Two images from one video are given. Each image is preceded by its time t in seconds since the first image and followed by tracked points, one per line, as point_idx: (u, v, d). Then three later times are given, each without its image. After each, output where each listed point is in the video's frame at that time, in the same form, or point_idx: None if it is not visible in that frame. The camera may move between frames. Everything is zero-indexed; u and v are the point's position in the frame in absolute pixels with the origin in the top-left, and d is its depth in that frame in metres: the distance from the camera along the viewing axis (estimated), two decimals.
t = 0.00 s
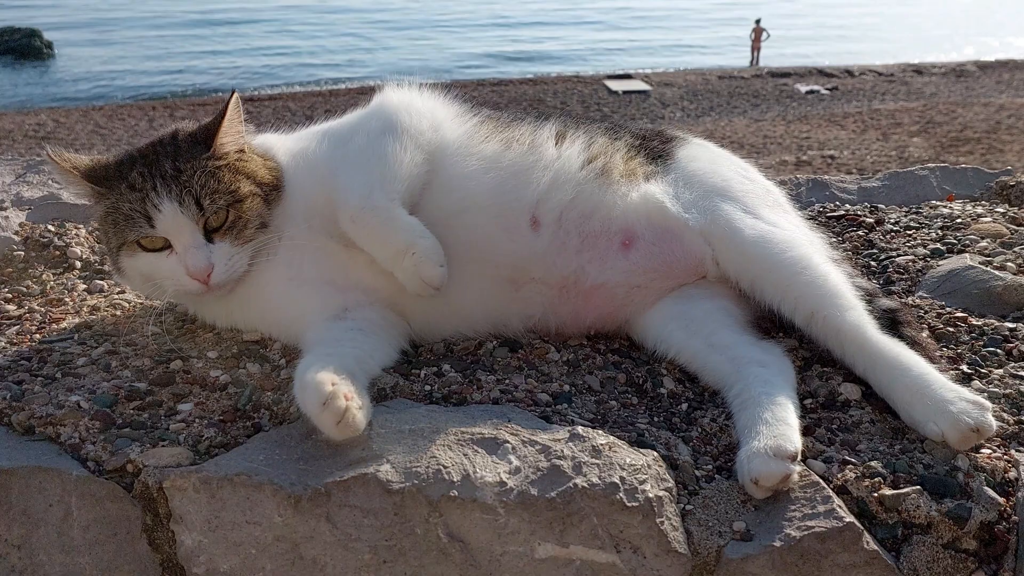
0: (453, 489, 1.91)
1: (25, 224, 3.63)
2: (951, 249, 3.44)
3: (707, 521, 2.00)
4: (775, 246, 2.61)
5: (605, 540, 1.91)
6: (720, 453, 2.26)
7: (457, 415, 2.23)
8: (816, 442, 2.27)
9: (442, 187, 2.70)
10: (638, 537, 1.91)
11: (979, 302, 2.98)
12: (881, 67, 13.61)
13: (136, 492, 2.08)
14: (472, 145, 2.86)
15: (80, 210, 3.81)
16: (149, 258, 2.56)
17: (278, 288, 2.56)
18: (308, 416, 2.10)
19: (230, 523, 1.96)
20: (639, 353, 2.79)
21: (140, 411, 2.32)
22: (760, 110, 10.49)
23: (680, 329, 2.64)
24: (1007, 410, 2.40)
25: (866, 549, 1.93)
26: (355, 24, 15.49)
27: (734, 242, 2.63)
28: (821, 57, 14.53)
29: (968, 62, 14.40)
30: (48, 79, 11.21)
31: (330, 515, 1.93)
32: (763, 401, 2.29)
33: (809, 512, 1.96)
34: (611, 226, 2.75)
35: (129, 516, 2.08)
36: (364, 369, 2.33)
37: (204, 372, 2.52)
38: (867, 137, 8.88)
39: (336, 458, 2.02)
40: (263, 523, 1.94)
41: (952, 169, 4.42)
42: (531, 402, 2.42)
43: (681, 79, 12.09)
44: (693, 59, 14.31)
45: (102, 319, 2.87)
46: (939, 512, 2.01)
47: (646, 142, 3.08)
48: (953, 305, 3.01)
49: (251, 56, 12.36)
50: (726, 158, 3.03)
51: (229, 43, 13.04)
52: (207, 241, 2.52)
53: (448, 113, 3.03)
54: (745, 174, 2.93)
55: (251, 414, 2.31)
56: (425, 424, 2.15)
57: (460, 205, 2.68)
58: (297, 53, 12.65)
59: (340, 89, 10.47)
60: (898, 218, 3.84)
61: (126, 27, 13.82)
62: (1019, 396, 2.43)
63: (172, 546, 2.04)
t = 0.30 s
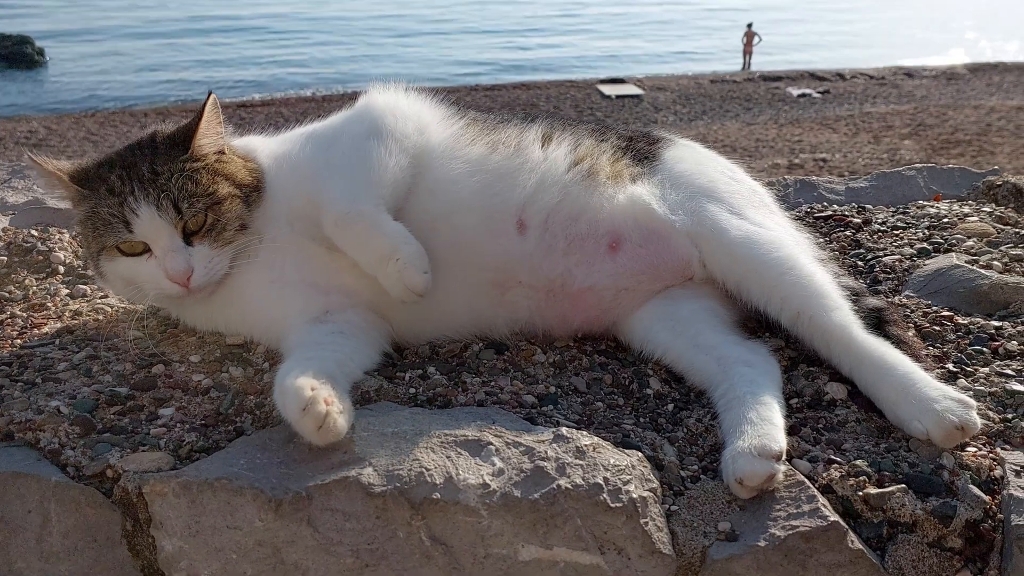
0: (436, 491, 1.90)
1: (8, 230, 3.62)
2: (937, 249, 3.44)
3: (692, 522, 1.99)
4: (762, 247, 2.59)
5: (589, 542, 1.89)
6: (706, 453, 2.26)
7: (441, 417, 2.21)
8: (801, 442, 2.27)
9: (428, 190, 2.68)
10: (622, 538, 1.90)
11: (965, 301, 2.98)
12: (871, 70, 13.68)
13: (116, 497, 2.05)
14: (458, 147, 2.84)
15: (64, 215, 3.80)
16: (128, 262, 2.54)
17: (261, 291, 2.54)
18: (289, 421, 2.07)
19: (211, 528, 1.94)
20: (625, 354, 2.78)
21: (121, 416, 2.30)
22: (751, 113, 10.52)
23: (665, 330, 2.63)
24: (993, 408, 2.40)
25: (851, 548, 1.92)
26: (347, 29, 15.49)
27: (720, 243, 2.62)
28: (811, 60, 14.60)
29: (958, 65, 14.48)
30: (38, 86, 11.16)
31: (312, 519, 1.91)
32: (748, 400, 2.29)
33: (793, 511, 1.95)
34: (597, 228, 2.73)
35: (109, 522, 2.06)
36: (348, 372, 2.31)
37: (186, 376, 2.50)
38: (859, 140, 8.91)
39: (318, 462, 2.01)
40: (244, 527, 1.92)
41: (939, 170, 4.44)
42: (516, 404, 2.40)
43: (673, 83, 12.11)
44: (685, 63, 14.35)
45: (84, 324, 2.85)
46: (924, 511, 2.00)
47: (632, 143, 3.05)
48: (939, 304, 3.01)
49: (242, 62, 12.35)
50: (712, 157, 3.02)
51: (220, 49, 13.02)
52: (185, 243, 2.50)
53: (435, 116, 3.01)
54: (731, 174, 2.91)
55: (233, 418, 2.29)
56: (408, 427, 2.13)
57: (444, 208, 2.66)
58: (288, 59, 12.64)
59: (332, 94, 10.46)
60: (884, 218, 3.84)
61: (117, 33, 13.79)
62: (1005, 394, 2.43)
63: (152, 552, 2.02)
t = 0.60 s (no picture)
0: (423, 497, 1.88)
1: None
2: (928, 249, 3.44)
3: (683, 525, 1.98)
4: (752, 249, 2.59)
5: (579, 546, 1.88)
6: (696, 456, 2.25)
7: (430, 421, 2.20)
8: (792, 443, 2.26)
9: (418, 194, 2.66)
10: (612, 542, 1.88)
11: (955, 301, 2.98)
12: (864, 71, 13.74)
13: (101, 505, 2.03)
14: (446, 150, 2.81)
15: (51, 220, 3.79)
16: (104, 267, 2.54)
17: (247, 296, 2.51)
18: (275, 428, 2.05)
19: (197, 535, 1.92)
20: (616, 356, 2.77)
21: (106, 423, 2.28)
22: (744, 115, 10.54)
23: (656, 334, 2.62)
24: (983, 408, 2.40)
25: (842, 550, 1.91)
26: (340, 32, 15.47)
27: (711, 246, 2.61)
28: (803, 61, 14.65)
29: (949, 65, 14.56)
30: (30, 91, 11.12)
31: (299, 526, 1.89)
32: (738, 401, 2.28)
33: (783, 513, 1.94)
34: (588, 232, 2.71)
35: (95, 529, 2.04)
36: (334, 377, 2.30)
37: (173, 382, 2.48)
38: (852, 140, 8.94)
39: (305, 468, 1.99)
40: (231, 534, 1.90)
41: (930, 170, 4.45)
42: (505, 407, 2.39)
43: (666, 85, 12.13)
44: (678, 65, 14.38)
45: (70, 330, 2.83)
46: (915, 512, 2.00)
47: (621, 146, 3.04)
48: (930, 304, 3.00)
49: (235, 66, 12.32)
50: (702, 159, 3.01)
51: (213, 53, 12.99)
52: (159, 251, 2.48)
53: (424, 118, 2.98)
54: (721, 176, 2.90)
55: (220, 424, 2.28)
56: (396, 431, 2.12)
57: (433, 212, 2.63)
58: (281, 62, 12.62)
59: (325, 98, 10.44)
60: (875, 218, 3.84)
61: (109, 37, 13.75)
62: (996, 394, 2.43)
63: (138, 560, 1.99)
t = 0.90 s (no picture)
0: (419, 500, 1.88)
1: None
2: (922, 249, 3.45)
3: (679, 527, 1.98)
4: (748, 253, 2.59)
5: (575, 549, 1.88)
6: (692, 457, 2.25)
7: (425, 425, 2.20)
8: (788, 445, 2.26)
9: (414, 199, 2.65)
10: (607, 545, 1.88)
11: (949, 301, 2.99)
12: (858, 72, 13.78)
13: (95, 510, 2.02)
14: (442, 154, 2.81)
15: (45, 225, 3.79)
16: (71, 270, 2.60)
17: (240, 302, 2.50)
18: (268, 433, 2.05)
19: (192, 540, 1.92)
20: (611, 358, 2.77)
21: (100, 428, 2.27)
22: (739, 116, 10.56)
23: (651, 336, 2.62)
24: (978, 408, 2.40)
25: (837, 551, 1.91)
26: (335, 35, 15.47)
27: (708, 250, 2.61)
28: (798, 62, 14.69)
29: (943, 65, 14.61)
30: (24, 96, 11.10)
31: (294, 530, 1.89)
32: (734, 403, 2.28)
33: (779, 514, 1.95)
34: (584, 236, 2.70)
35: (89, 535, 2.04)
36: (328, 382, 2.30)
37: (167, 386, 2.47)
38: (847, 141, 8.96)
39: (300, 472, 1.99)
40: (226, 539, 1.90)
41: (924, 170, 4.46)
42: (501, 410, 2.39)
43: (662, 86, 12.15)
44: (673, 66, 14.40)
45: (65, 334, 2.83)
46: (910, 513, 2.00)
47: (617, 149, 3.04)
48: (924, 305, 3.01)
49: (230, 69, 12.31)
50: (698, 162, 3.01)
51: (208, 57, 12.98)
52: (114, 257, 2.51)
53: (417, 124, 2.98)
54: (716, 179, 2.91)
55: (215, 429, 2.27)
56: (392, 435, 2.12)
57: (429, 217, 2.63)
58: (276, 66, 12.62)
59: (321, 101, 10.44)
60: (869, 219, 3.85)
61: (103, 41, 13.73)
62: (990, 393, 2.43)
63: (133, 565, 1.99)
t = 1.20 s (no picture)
0: (421, 498, 1.89)
1: None
2: (922, 249, 3.46)
3: (680, 526, 1.99)
4: (749, 253, 2.60)
5: (577, 547, 1.89)
6: (693, 456, 2.26)
7: (427, 424, 2.21)
8: (788, 444, 2.27)
9: (414, 198, 2.65)
10: (609, 543, 1.89)
11: (949, 302, 3.00)
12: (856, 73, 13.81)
13: (99, 509, 2.03)
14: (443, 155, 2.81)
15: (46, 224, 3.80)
16: (65, 276, 2.63)
17: (241, 303, 2.50)
18: (269, 434, 2.05)
19: (195, 538, 1.92)
20: (612, 358, 2.78)
21: (104, 427, 2.28)
22: (738, 117, 10.58)
23: (652, 336, 2.64)
24: (977, 407, 2.42)
25: (838, 549, 1.92)
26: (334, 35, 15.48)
27: (708, 250, 2.62)
28: (796, 64, 14.73)
29: (941, 66, 14.66)
30: (23, 96, 11.10)
31: (297, 528, 1.90)
32: (735, 402, 2.29)
33: (780, 513, 1.96)
34: (585, 238, 2.71)
35: (93, 533, 2.04)
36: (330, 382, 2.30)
37: (170, 386, 2.48)
38: (845, 142, 8.97)
39: (303, 471, 2.00)
40: (229, 538, 1.91)
41: (923, 171, 4.48)
42: (502, 409, 2.40)
43: (660, 87, 12.17)
44: (671, 67, 14.43)
45: (67, 333, 2.84)
46: (910, 512, 2.01)
47: (617, 150, 3.05)
48: (924, 305, 3.02)
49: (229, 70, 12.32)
50: (697, 162, 3.02)
51: (207, 57, 12.99)
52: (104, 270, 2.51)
53: (415, 126, 2.98)
54: (716, 178, 2.91)
55: (218, 428, 2.28)
56: (394, 434, 2.12)
57: (430, 218, 2.63)
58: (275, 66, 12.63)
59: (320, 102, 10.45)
60: (868, 219, 3.86)
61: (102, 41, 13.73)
62: (990, 393, 2.45)
63: (136, 563, 2.00)
